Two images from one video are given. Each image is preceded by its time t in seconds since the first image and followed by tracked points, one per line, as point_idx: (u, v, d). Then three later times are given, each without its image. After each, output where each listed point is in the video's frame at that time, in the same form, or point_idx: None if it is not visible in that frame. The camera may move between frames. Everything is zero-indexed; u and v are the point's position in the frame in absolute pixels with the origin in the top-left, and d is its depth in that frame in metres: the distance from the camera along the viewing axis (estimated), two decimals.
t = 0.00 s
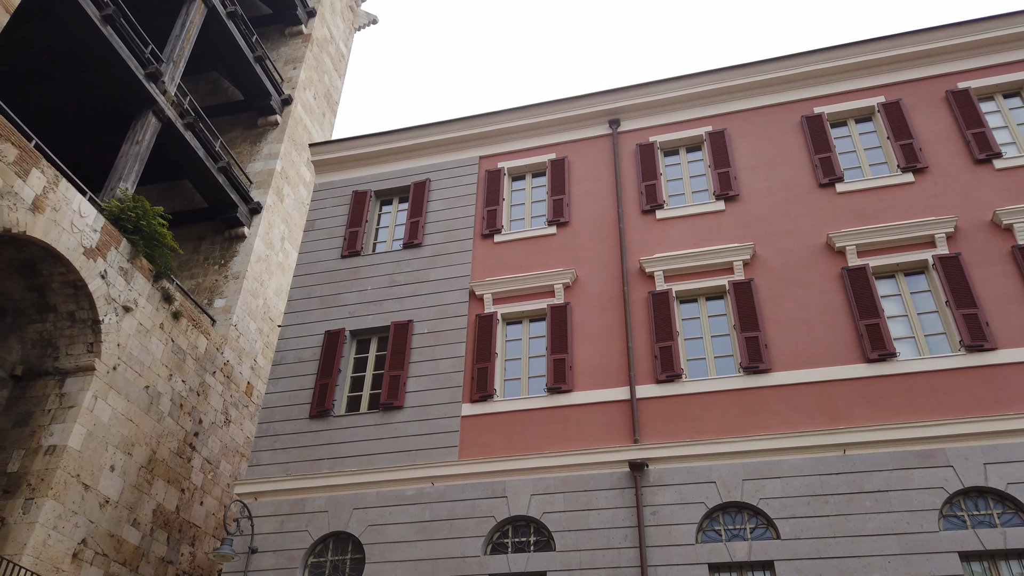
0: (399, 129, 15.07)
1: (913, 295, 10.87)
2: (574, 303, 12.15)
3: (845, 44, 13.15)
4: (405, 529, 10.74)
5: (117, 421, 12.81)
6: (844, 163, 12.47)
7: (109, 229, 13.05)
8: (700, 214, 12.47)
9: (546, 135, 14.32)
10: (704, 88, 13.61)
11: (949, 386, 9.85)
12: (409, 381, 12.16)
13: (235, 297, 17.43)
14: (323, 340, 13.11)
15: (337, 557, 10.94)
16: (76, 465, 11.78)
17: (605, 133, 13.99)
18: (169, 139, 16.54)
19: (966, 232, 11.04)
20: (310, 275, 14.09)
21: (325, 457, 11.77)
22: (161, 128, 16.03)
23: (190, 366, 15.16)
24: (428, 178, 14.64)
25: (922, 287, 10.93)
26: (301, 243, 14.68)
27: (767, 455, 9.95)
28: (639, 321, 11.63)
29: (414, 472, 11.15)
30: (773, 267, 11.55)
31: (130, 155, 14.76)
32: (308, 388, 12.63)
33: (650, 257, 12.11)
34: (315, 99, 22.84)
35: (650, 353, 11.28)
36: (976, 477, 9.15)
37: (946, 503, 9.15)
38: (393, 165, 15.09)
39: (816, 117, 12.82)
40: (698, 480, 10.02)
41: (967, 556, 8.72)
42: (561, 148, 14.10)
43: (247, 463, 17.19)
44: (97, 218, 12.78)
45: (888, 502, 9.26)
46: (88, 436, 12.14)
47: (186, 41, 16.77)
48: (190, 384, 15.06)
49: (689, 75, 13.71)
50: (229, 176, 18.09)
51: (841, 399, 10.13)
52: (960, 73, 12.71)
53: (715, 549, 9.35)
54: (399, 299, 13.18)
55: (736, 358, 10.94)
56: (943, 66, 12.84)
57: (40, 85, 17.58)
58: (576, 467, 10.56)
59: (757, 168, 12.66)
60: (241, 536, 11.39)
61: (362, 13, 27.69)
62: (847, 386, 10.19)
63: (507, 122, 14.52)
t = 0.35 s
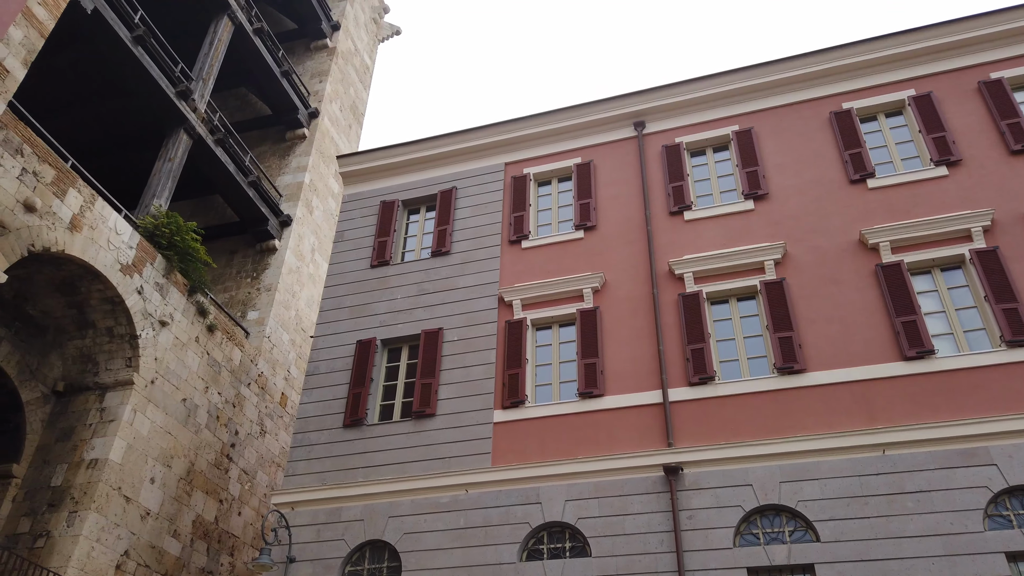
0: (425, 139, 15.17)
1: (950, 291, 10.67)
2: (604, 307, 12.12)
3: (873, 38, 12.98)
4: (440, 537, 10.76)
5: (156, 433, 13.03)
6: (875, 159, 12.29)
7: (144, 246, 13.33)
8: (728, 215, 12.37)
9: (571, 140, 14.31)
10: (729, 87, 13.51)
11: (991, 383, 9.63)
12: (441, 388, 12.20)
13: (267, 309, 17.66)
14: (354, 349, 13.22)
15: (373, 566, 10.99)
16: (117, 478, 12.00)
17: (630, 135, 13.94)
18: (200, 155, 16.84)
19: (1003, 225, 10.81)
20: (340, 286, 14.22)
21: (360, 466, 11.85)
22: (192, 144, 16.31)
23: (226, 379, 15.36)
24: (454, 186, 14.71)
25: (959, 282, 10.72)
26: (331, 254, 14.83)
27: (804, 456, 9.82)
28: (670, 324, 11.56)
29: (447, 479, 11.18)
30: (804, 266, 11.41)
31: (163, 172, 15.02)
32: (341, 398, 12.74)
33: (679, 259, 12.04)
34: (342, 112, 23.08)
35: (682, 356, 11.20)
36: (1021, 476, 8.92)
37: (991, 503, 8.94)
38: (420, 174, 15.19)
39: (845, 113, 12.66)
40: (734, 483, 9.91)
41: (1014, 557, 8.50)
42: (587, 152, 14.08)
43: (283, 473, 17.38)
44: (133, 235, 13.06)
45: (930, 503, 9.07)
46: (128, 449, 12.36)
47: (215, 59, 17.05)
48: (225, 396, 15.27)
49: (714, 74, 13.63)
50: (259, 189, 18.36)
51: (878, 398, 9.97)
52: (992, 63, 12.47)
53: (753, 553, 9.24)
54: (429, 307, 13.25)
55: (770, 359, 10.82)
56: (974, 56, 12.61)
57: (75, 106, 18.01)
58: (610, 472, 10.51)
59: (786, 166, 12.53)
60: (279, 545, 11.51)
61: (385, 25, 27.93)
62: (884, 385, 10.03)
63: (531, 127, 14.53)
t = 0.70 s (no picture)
0: (447, 148, 15.25)
1: (984, 287, 10.47)
2: (631, 311, 12.06)
3: (897, 33, 12.83)
4: (472, 544, 10.77)
5: (191, 446, 13.21)
6: (903, 154, 12.12)
7: (175, 261, 13.56)
8: (754, 215, 12.27)
9: (593, 144, 14.30)
10: (752, 87, 13.42)
11: None
12: (469, 396, 12.23)
13: (296, 321, 17.85)
14: (383, 359, 13.30)
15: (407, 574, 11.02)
16: (153, 490, 12.19)
17: (653, 138, 13.89)
18: (228, 170, 17.09)
19: None
20: (367, 296, 14.33)
21: (391, 475, 11.90)
22: (219, 160, 16.56)
23: (257, 391, 15.54)
24: (478, 194, 14.76)
25: (994, 277, 10.52)
26: (358, 264, 14.95)
27: (839, 458, 9.68)
28: (698, 327, 11.47)
29: (478, 487, 11.19)
30: (834, 265, 11.28)
31: (192, 188, 15.27)
32: (371, 407, 12.82)
33: (706, 261, 11.95)
34: (365, 123, 23.30)
35: (711, 359, 11.11)
36: None
37: None
38: (444, 182, 15.27)
39: (871, 109, 12.51)
40: (767, 487, 9.80)
41: None
42: (610, 156, 14.05)
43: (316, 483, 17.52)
44: (164, 251, 13.29)
45: (970, 503, 8.89)
46: (163, 462, 12.55)
47: (240, 75, 17.30)
48: (257, 407, 15.44)
49: (736, 74, 13.55)
50: (285, 203, 18.59)
51: (914, 398, 9.80)
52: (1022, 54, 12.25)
53: (789, 557, 9.12)
54: (456, 315, 13.30)
55: (801, 360, 10.69)
56: (1003, 47, 12.39)
57: (106, 126, 18.40)
58: (641, 477, 10.44)
59: (812, 164, 12.40)
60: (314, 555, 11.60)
61: (406, 36, 28.16)
62: (919, 384, 9.86)
63: (554, 133, 14.55)
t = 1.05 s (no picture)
0: (468, 155, 15.31)
1: (1016, 283, 10.28)
2: (655, 315, 12.01)
3: (920, 27, 12.68)
4: (501, 551, 10.76)
5: (221, 457, 13.36)
6: (929, 150, 11.96)
7: (202, 274, 13.76)
8: (778, 216, 12.17)
9: (613, 148, 14.26)
10: (773, 86, 13.33)
11: None
12: (494, 403, 12.24)
13: (321, 332, 18.01)
14: (408, 367, 13.37)
15: None
16: (185, 501, 12.33)
17: (674, 140, 13.83)
18: (252, 183, 17.30)
19: None
20: (392, 304, 14.41)
21: (418, 482, 11.94)
22: (243, 173, 16.78)
23: (285, 401, 15.68)
24: (499, 201, 14.79)
25: None
26: (382, 274, 15.04)
27: (870, 460, 9.54)
28: (723, 329, 11.39)
29: (505, 493, 11.18)
30: (861, 264, 11.14)
31: (218, 202, 15.48)
32: (397, 415, 12.87)
33: (730, 263, 11.87)
34: (386, 133, 23.47)
35: (738, 361, 11.02)
36: None
37: None
38: (465, 190, 15.32)
39: (895, 105, 12.36)
40: (798, 489, 9.69)
41: None
42: (630, 159, 14.01)
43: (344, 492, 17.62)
44: (191, 265, 13.49)
45: (1007, 504, 8.71)
46: (194, 473, 12.69)
47: (262, 89, 17.52)
48: (285, 418, 15.58)
49: (756, 74, 13.47)
50: (309, 214, 18.78)
51: (946, 397, 9.64)
52: None
53: (822, 561, 9.00)
54: (479, 322, 13.32)
55: (829, 361, 10.57)
56: None
57: (133, 143, 18.73)
58: (669, 481, 10.38)
59: (836, 162, 12.27)
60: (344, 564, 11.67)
61: (425, 46, 28.34)
62: (951, 383, 9.69)
63: (573, 138, 14.54)
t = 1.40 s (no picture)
0: (487, 162, 15.35)
1: None
2: (678, 317, 11.94)
3: (942, 20, 12.51)
4: (528, 557, 10.74)
5: (249, 466, 13.48)
6: (954, 145, 11.78)
7: (227, 286, 13.92)
8: (801, 215, 12.05)
9: (633, 151, 14.22)
10: (793, 85, 13.23)
11: None
12: (519, 408, 12.23)
13: (346, 340, 18.13)
14: (432, 374, 13.40)
15: None
16: (215, 511, 12.46)
17: (694, 141, 13.77)
18: (274, 195, 17.49)
19: None
20: (415, 312, 14.46)
21: (445, 489, 11.96)
22: (266, 185, 16.97)
23: (311, 410, 15.78)
24: (519, 207, 14.81)
25: None
26: (404, 281, 15.11)
27: (901, 460, 9.40)
28: (748, 330, 11.30)
29: (532, 499, 11.16)
30: (887, 261, 11.00)
31: (242, 214, 15.66)
32: (422, 422, 12.91)
33: (753, 263, 11.77)
34: (405, 142, 23.61)
35: (763, 362, 10.92)
36: None
37: None
38: (485, 196, 15.36)
39: (918, 100, 12.21)
40: (828, 491, 9.57)
41: None
42: (650, 162, 13.96)
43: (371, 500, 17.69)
44: (216, 276, 13.66)
45: None
46: (223, 482, 12.82)
47: (283, 102, 17.71)
48: (311, 427, 15.68)
49: (775, 73, 13.37)
50: (331, 224, 18.94)
51: (978, 395, 9.47)
52: None
53: (855, 563, 8.87)
54: (502, 328, 13.33)
55: (857, 360, 10.44)
56: None
57: (158, 159, 19.03)
58: (696, 484, 10.30)
59: (859, 160, 12.14)
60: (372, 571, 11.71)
61: (443, 54, 28.49)
62: (983, 381, 9.52)
63: (592, 142, 14.52)
